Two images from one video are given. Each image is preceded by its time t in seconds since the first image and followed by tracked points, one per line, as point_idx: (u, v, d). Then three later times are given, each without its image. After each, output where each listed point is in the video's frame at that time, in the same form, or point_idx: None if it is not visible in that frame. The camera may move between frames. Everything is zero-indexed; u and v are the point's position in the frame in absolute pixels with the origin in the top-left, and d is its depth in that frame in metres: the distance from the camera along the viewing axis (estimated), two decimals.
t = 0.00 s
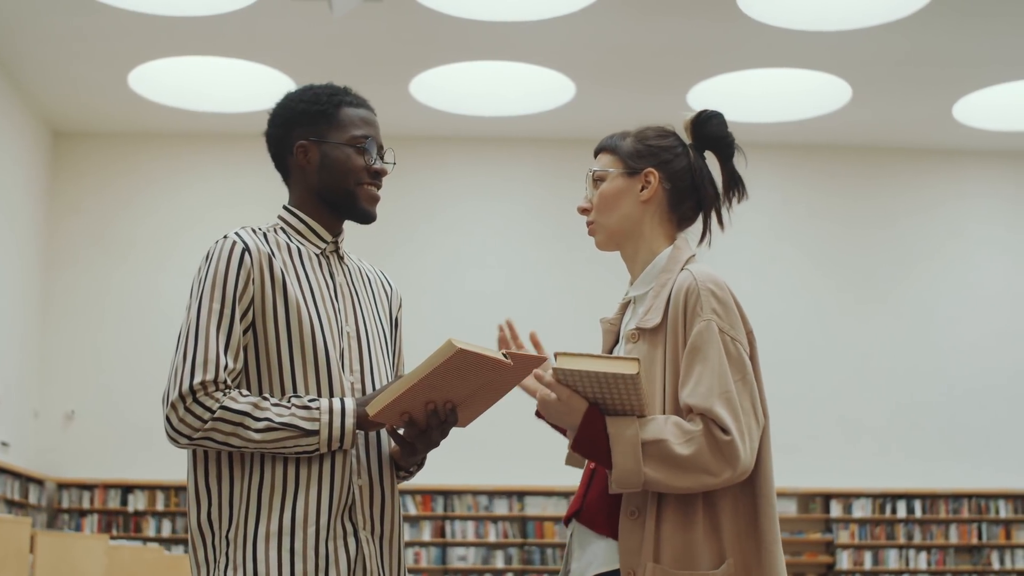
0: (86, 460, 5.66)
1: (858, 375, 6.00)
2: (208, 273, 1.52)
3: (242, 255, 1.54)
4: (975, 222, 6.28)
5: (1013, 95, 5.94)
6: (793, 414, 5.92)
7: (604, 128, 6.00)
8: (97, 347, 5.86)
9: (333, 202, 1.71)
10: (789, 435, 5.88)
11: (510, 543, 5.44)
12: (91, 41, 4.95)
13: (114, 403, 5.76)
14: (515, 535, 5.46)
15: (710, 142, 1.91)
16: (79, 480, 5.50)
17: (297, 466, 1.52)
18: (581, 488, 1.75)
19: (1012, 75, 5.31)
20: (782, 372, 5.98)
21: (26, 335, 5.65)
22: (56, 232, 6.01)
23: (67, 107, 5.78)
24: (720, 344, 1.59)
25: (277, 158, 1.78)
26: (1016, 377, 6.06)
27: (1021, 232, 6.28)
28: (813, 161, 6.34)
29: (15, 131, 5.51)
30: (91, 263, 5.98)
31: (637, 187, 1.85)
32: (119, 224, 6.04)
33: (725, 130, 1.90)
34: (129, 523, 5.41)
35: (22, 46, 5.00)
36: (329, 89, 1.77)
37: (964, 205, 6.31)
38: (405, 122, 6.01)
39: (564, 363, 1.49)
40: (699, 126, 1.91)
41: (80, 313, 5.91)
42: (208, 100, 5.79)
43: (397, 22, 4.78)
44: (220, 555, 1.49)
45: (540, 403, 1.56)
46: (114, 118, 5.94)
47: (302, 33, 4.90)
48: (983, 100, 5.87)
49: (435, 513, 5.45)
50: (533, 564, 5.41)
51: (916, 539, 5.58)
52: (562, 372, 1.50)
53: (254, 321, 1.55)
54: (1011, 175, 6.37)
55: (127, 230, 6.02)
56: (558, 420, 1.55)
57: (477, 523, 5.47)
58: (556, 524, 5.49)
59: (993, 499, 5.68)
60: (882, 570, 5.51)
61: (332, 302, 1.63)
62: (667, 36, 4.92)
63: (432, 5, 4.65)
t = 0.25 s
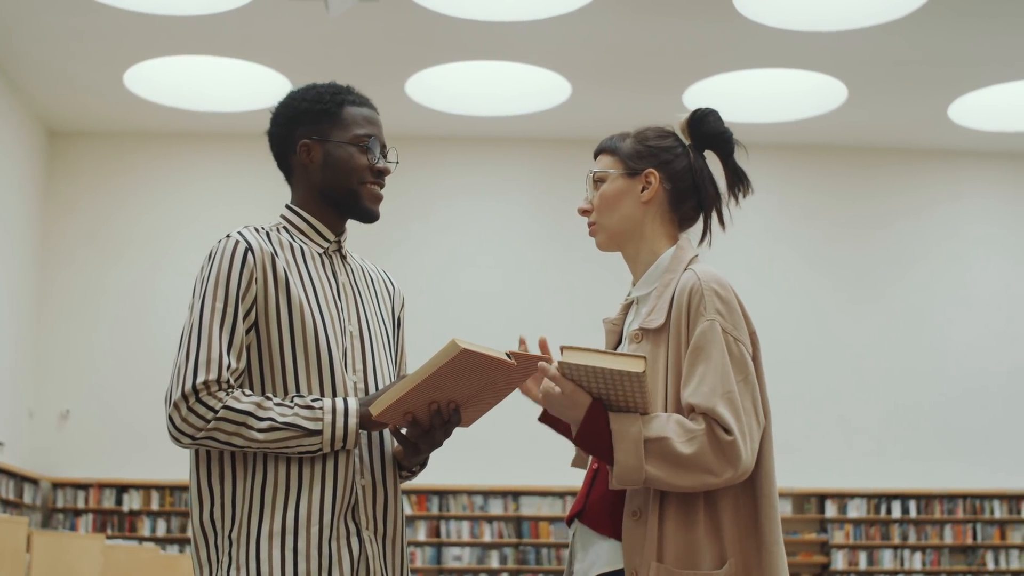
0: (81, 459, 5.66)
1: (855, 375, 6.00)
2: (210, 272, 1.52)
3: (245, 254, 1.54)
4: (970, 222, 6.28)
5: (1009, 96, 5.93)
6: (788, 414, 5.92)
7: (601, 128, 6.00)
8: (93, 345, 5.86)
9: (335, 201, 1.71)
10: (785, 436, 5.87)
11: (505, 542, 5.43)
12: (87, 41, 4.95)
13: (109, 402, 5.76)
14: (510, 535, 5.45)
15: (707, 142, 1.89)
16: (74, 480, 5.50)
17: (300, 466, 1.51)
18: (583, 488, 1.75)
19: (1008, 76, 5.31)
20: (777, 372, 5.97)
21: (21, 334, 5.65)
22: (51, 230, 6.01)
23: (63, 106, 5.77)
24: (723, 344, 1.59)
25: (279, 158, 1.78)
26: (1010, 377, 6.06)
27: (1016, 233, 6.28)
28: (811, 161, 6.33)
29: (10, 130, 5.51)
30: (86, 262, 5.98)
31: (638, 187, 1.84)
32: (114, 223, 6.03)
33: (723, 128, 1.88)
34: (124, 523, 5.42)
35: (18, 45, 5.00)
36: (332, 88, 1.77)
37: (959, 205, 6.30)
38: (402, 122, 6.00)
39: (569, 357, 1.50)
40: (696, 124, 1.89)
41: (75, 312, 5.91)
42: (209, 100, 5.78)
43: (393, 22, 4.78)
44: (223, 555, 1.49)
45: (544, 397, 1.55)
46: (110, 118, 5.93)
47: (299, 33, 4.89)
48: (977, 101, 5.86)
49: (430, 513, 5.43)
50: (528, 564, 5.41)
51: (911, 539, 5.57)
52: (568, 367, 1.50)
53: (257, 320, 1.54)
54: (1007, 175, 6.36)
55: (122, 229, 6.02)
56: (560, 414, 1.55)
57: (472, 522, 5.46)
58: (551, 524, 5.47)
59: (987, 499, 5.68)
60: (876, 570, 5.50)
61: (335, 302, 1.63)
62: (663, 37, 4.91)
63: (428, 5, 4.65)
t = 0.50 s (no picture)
0: (76, 459, 5.65)
1: (849, 376, 5.99)
2: (213, 272, 1.51)
3: (247, 253, 1.54)
4: (964, 222, 6.27)
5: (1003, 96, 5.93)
6: (782, 415, 5.91)
7: (596, 128, 5.99)
8: (87, 344, 5.85)
9: (337, 201, 1.71)
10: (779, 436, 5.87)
11: (499, 542, 5.39)
12: (81, 40, 4.94)
13: (104, 402, 5.75)
14: (504, 535, 5.41)
15: (712, 144, 1.90)
16: (68, 479, 5.48)
17: (302, 466, 1.51)
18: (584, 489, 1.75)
19: (1002, 77, 5.31)
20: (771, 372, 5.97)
21: (15, 334, 5.64)
22: (46, 230, 5.99)
23: (56, 105, 5.75)
24: (727, 346, 1.59)
25: (282, 155, 1.78)
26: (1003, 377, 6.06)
27: (1009, 233, 6.27)
28: (806, 162, 6.32)
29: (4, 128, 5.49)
30: (81, 262, 5.96)
31: (640, 186, 1.84)
32: (109, 222, 6.01)
33: (729, 132, 1.89)
34: (117, 522, 5.40)
35: (12, 44, 4.99)
36: (335, 86, 1.77)
37: (953, 206, 6.30)
38: (397, 121, 5.99)
39: (574, 372, 1.50)
40: (702, 127, 1.90)
41: (69, 310, 5.89)
42: (205, 100, 5.77)
43: (388, 22, 4.77)
44: (224, 555, 1.49)
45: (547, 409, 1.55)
46: (104, 117, 5.92)
47: (293, 33, 4.89)
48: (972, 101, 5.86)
49: (424, 513, 5.41)
50: (522, 564, 5.37)
51: (904, 539, 5.57)
52: (569, 380, 1.51)
53: (259, 320, 1.54)
54: (1000, 176, 6.36)
55: (116, 228, 6.00)
56: (567, 425, 1.56)
57: (466, 522, 5.42)
58: (545, 524, 5.43)
59: (981, 499, 5.68)
60: (870, 570, 5.50)
61: (337, 302, 1.62)
62: (659, 37, 4.91)
63: (423, 5, 4.64)
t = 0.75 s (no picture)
0: (68, 458, 5.62)
1: (844, 376, 5.97)
2: (214, 272, 1.52)
3: (248, 254, 1.55)
4: (957, 222, 6.25)
5: (996, 96, 5.92)
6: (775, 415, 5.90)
7: (590, 128, 5.96)
8: (79, 344, 5.83)
9: (338, 200, 1.71)
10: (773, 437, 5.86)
11: (492, 542, 5.36)
12: (74, 40, 4.92)
13: (95, 402, 5.72)
14: (497, 535, 5.38)
15: (704, 140, 1.88)
16: (60, 479, 5.47)
17: (304, 466, 1.53)
18: (584, 490, 1.75)
19: (995, 77, 5.31)
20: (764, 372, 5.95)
21: (7, 334, 5.62)
22: (38, 230, 5.97)
23: (47, 104, 5.73)
24: (729, 346, 1.60)
25: (282, 156, 1.78)
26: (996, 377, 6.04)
27: (1002, 233, 6.25)
28: (800, 162, 6.29)
29: None
30: (74, 262, 5.94)
31: (638, 188, 1.84)
32: (100, 221, 5.99)
33: (719, 125, 1.87)
34: (109, 522, 5.40)
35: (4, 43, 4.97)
36: (334, 85, 1.77)
37: (946, 206, 6.27)
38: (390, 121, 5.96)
39: (572, 373, 1.52)
40: (693, 122, 1.88)
41: (60, 310, 5.87)
42: (195, 98, 5.76)
43: (382, 22, 4.76)
44: (225, 555, 1.50)
45: (549, 412, 1.58)
46: (97, 116, 5.89)
47: (286, 32, 4.87)
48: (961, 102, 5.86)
49: (416, 513, 5.37)
50: (514, 564, 5.35)
51: (897, 539, 5.57)
52: (569, 384, 1.53)
53: (260, 320, 1.55)
54: (993, 176, 6.34)
55: (109, 227, 5.98)
56: (570, 427, 1.58)
57: (458, 522, 5.38)
58: (537, 524, 5.40)
59: (972, 500, 5.68)
60: (862, 571, 5.50)
61: (338, 301, 1.63)
62: (653, 37, 4.90)
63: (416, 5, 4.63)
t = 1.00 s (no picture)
0: (59, 458, 5.59)
1: (838, 377, 5.93)
2: (214, 271, 1.54)
3: (248, 253, 1.56)
4: (950, 222, 6.20)
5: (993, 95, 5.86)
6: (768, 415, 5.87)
7: (582, 127, 5.91)
8: (72, 343, 5.80)
9: (338, 200, 1.73)
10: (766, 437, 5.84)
11: (483, 542, 5.34)
12: (62, 38, 4.88)
13: (87, 402, 5.70)
14: (488, 535, 5.36)
15: (707, 143, 1.91)
16: (51, 479, 5.45)
17: (304, 467, 1.55)
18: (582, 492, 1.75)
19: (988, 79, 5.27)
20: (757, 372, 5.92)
21: None
22: (31, 229, 5.94)
23: (37, 104, 5.70)
24: (728, 346, 1.61)
25: (282, 156, 1.80)
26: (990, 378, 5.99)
27: (996, 234, 6.20)
28: (794, 162, 6.25)
29: None
30: (66, 262, 5.91)
31: (637, 187, 1.84)
32: (92, 221, 5.97)
33: (723, 130, 1.91)
34: (100, 522, 5.38)
35: None
36: (334, 85, 1.79)
37: (939, 206, 6.22)
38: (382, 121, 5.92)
39: (569, 379, 1.54)
40: (697, 126, 1.92)
41: (52, 309, 5.85)
42: (180, 96, 5.73)
43: (373, 22, 4.72)
44: (224, 555, 1.53)
45: (549, 417, 1.59)
46: (88, 115, 5.86)
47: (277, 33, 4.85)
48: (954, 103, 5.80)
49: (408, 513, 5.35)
50: (506, 564, 5.34)
51: (888, 539, 5.56)
52: (568, 389, 1.54)
53: (260, 320, 1.57)
54: (987, 176, 6.29)
55: (100, 226, 5.96)
56: (570, 431, 1.58)
57: (450, 523, 5.37)
58: (529, 524, 5.40)
59: (964, 500, 5.66)
60: (853, 571, 5.48)
61: (338, 301, 1.65)
62: (646, 39, 4.87)
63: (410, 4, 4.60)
